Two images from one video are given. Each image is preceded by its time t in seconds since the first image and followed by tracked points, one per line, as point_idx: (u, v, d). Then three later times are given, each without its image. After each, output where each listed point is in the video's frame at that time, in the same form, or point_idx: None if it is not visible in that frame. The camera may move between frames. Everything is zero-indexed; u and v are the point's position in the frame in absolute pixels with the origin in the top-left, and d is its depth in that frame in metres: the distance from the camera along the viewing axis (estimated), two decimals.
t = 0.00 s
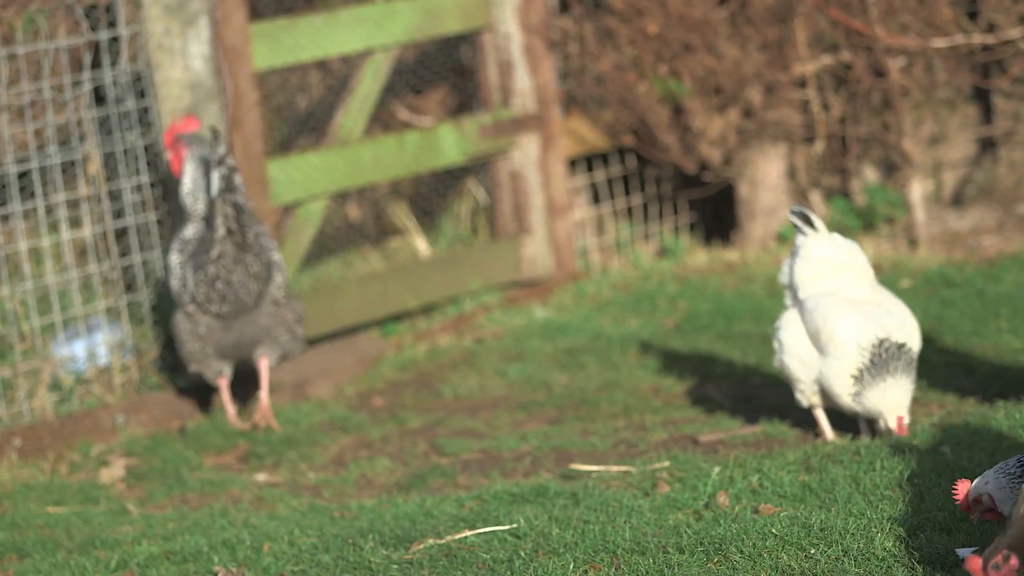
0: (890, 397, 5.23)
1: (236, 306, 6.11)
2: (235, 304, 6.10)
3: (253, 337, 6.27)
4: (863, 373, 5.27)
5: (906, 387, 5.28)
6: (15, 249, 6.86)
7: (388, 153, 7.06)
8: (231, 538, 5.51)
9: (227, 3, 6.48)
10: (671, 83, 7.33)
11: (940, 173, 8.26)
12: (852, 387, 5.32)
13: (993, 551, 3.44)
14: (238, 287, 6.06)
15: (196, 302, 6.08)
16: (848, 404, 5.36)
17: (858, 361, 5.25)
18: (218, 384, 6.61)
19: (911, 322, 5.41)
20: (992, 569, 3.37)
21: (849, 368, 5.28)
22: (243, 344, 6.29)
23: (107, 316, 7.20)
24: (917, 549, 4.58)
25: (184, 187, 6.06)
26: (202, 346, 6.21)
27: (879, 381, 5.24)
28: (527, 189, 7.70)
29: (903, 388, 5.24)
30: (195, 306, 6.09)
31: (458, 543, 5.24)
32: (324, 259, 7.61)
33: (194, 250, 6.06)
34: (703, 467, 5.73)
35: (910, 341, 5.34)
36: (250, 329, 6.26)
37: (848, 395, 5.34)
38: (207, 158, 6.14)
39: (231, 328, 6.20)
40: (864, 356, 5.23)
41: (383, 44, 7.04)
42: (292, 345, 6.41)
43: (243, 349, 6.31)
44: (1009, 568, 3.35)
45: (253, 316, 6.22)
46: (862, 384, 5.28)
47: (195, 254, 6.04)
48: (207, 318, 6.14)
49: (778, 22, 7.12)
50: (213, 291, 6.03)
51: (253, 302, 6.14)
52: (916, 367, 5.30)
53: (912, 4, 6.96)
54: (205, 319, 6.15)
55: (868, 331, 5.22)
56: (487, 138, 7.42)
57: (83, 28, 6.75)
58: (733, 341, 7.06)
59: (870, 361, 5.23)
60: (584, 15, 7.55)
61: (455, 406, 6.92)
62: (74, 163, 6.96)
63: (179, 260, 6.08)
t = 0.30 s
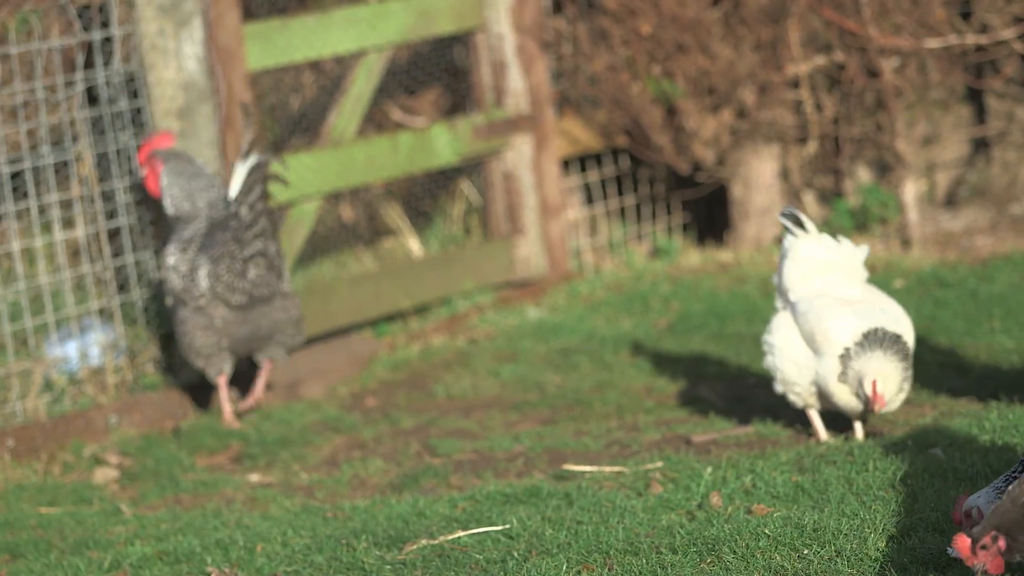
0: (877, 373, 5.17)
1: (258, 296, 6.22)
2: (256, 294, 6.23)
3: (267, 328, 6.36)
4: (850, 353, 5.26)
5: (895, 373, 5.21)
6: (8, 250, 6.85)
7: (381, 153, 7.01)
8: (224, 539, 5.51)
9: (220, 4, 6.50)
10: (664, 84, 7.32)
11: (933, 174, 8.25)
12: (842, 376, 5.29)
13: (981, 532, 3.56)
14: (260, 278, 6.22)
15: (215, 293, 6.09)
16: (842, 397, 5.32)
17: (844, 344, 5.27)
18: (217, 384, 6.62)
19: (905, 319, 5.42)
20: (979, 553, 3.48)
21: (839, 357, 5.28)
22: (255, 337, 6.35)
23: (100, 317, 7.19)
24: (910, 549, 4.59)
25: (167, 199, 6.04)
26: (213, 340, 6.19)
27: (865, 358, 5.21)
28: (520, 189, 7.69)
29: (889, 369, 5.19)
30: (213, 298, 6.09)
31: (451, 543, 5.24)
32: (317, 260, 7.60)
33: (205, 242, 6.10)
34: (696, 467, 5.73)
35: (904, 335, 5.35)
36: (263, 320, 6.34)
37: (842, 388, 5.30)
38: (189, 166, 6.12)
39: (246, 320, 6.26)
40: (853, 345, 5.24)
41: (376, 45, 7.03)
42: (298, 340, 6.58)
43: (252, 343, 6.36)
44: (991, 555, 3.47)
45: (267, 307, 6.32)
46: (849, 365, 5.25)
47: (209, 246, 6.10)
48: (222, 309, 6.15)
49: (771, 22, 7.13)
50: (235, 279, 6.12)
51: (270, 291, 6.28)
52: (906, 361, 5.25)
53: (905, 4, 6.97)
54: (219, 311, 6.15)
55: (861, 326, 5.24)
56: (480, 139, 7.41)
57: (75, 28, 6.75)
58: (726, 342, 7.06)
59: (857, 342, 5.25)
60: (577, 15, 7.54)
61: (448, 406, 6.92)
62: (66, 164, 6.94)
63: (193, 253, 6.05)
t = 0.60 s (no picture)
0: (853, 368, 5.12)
1: (264, 293, 6.13)
2: (262, 293, 6.13)
3: (271, 326, 6.28)
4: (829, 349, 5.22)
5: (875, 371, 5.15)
6: None
7: (365, 153, 6.96)
8: (207, 539, 5.50)
9: (204, 4, 6.51)
10: (648, 84, 7.31)
11: (917, 174, 8.25)
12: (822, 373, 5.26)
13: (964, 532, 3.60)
14: (269, 277, 6.11)
15: (223, 289, 6.03)
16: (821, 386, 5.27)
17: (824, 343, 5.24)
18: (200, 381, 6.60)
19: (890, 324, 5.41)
20: (959, 553, 3.57)
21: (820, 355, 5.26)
22: (256, 335, 6.27)
23: (84, 317, 7.20)
24: (893, 550, 4.59)
25: (151, 210, 6.14)
26: (210, 340, 6.14)
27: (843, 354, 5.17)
28: (503, 189, 7.69)
29: (868, 366, 5.12)
30: (220, 294, 6.03)
31: (434, 544, 5.24)
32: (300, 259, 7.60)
33: (212, 239, 6.03)
34: (680, 467, 5.74)
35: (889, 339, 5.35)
36: (266, 319, 6.26)
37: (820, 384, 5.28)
38: (168, 176, 6.17)
39: (249, 317, 6.18)
40: (833, 343, 5.21)
41: (360, 46, 7.03)
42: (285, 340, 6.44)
43: (253, 340, 6.28)
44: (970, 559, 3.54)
45: (271, 304, 6.25)
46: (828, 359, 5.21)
47: (219, 242, 6.01)
48: (227, 306, 6.10)
49: (755, 23, 7.11)
50: (248, 274, 6.04)
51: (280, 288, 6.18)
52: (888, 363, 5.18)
53: (888, 5, 6.96)
54: (223, 308, 6.10)
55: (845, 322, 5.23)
56: (464, 139, 7.39)
57: (59, 28, 6.75)
58: (709, 342, 7.05)
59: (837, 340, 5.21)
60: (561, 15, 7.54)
61: (431, 406, 6.91)
62: (50, 164, 6.93)
63: (198, 249, 6.01)
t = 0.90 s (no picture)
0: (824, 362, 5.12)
1: (252, 288, 6.18)
2: (249, 287, 6.16)
3: (257, 321, 6.28)
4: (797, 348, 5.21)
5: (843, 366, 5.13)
6: None
7: (341, 153, 6.96)
8: (184, 539, 5.50)
9: (180, 4, 6.50)
10: (626, 84, 7.31)
11: (894, 175, 8.22)
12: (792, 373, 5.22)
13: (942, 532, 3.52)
14: (256, 270, 6.17)
15: (211, 284, 6.06)
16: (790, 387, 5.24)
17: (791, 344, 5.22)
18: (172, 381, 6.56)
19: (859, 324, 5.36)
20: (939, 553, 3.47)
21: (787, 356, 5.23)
22: (243, 332, 6.25)
23: (61, 318, 7.19)
24: (870, 550, 4.59)
25: (123, 212, 6.09)
26: (196, 338, 6.11)
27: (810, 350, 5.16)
28: (481, 189, 7.69)
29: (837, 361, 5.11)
30: (207, 290, 6.04)
31: (412, 544, 5.23)
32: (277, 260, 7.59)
33: (196, 236, 6.05)
34: (657, 468, 5.74)
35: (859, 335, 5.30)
36: (252, 314, 6.27)
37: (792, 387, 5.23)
38: (142, 178, 6.12)
39: (235, 313, 6.18)
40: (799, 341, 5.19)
41: (337, 46, 7.02)
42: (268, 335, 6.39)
43: (238, 338, 6.26)
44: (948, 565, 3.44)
45: (256, 300, 6.25)
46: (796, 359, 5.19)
47: (206, 238, 6.04)
48: (214, 301, 6.11)
49: (732, 23, 7.11)
50: (236, 268, 6.09)
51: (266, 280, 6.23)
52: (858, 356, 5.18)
53: (865, 5, 6.97)
54: (209, 304, 6.09)
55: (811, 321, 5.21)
56: (441, 140, 7.39)
57: (36, 29, 6.75)
58: (687, 342, 7.05)
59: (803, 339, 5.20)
60: (539, 15, 7.53)
61: (408, 407, 6.91)
62: (27, 164, 6.92)
63: (183, 246, 6.01)
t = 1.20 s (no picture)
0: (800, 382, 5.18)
1: (196, 293, 6.22)
2: (193, 292, 6.22)
3: (204, 326, 6.31)
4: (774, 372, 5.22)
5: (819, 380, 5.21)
6: None
7: (308, 153, 6.97)
8: (152, 540, 5.49)
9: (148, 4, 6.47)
10: (594, 85, 7.30)
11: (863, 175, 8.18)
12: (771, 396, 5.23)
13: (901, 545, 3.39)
14: (198, 276, 6.22)
15: (155, 292, 6.11)
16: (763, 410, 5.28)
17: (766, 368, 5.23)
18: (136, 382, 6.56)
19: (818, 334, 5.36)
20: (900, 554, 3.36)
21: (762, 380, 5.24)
22: (190, 338, 6.29)
23: (29, 318, 7.17)
24: (838, 551, 4.59)
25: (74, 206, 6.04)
26: (144, 346, 6.16)
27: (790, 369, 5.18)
28: (449, 189, 7.69)
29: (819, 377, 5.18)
30: (151, 297, 6.11)
31: (379, 545, 5.22)
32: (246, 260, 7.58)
33: (139, 243, 6.12)
34: (624, 468, 5.74)
35: (817, 343, 5.36)
36: (199, 320, 6.30)
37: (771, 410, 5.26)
38: (96, 172, 6.08)
39: (182, 320, 6.23)
40: (775, 366, 5.20)
41: (306, 46, 7.01)
42: (216, 337, 6.42)
43: (185, 344, 6.31)
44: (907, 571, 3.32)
45: (202, 306, 6.29)
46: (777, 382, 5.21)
47: (149, 246, 6.11)
48: (159, 309, 6.16)
49: (700, 24, 7.10)
50: (179, 276, 6.15)
51: (210, 287, 6.27)
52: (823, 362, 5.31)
53: (834, 6, 6.97)
54: (155, 312, 6.15)
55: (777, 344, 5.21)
56: (410, 140, 7.39)
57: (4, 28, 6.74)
58: (655, 342, 7.06)
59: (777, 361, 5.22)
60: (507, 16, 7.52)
61: (376, 407, 6.90)
62: None
63: (127, 254, 6.07)
